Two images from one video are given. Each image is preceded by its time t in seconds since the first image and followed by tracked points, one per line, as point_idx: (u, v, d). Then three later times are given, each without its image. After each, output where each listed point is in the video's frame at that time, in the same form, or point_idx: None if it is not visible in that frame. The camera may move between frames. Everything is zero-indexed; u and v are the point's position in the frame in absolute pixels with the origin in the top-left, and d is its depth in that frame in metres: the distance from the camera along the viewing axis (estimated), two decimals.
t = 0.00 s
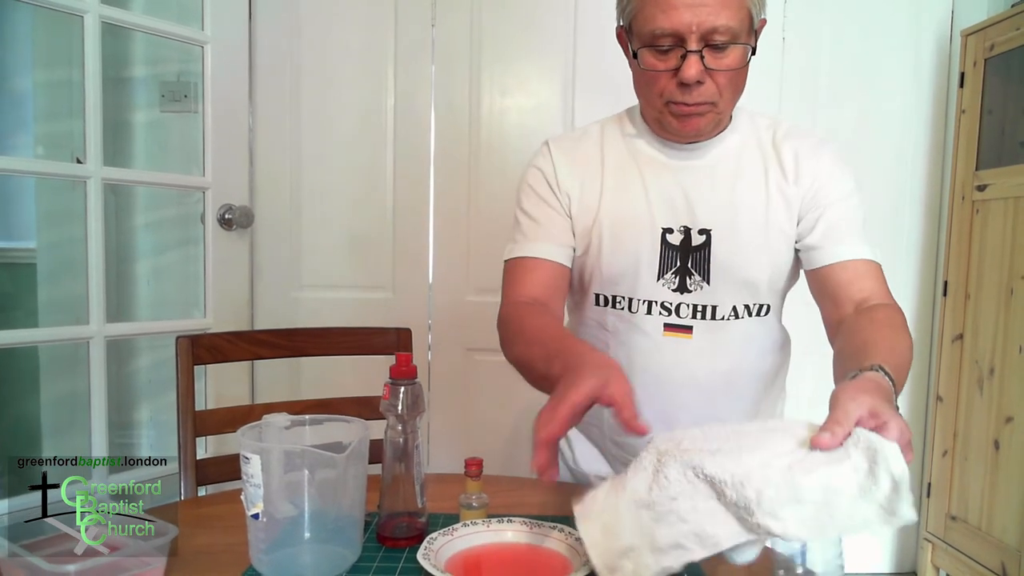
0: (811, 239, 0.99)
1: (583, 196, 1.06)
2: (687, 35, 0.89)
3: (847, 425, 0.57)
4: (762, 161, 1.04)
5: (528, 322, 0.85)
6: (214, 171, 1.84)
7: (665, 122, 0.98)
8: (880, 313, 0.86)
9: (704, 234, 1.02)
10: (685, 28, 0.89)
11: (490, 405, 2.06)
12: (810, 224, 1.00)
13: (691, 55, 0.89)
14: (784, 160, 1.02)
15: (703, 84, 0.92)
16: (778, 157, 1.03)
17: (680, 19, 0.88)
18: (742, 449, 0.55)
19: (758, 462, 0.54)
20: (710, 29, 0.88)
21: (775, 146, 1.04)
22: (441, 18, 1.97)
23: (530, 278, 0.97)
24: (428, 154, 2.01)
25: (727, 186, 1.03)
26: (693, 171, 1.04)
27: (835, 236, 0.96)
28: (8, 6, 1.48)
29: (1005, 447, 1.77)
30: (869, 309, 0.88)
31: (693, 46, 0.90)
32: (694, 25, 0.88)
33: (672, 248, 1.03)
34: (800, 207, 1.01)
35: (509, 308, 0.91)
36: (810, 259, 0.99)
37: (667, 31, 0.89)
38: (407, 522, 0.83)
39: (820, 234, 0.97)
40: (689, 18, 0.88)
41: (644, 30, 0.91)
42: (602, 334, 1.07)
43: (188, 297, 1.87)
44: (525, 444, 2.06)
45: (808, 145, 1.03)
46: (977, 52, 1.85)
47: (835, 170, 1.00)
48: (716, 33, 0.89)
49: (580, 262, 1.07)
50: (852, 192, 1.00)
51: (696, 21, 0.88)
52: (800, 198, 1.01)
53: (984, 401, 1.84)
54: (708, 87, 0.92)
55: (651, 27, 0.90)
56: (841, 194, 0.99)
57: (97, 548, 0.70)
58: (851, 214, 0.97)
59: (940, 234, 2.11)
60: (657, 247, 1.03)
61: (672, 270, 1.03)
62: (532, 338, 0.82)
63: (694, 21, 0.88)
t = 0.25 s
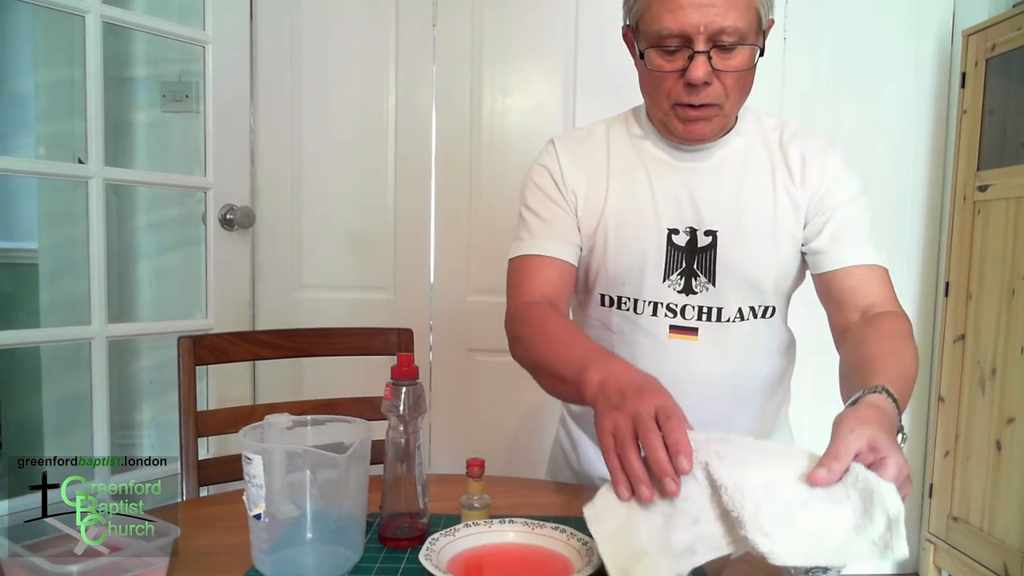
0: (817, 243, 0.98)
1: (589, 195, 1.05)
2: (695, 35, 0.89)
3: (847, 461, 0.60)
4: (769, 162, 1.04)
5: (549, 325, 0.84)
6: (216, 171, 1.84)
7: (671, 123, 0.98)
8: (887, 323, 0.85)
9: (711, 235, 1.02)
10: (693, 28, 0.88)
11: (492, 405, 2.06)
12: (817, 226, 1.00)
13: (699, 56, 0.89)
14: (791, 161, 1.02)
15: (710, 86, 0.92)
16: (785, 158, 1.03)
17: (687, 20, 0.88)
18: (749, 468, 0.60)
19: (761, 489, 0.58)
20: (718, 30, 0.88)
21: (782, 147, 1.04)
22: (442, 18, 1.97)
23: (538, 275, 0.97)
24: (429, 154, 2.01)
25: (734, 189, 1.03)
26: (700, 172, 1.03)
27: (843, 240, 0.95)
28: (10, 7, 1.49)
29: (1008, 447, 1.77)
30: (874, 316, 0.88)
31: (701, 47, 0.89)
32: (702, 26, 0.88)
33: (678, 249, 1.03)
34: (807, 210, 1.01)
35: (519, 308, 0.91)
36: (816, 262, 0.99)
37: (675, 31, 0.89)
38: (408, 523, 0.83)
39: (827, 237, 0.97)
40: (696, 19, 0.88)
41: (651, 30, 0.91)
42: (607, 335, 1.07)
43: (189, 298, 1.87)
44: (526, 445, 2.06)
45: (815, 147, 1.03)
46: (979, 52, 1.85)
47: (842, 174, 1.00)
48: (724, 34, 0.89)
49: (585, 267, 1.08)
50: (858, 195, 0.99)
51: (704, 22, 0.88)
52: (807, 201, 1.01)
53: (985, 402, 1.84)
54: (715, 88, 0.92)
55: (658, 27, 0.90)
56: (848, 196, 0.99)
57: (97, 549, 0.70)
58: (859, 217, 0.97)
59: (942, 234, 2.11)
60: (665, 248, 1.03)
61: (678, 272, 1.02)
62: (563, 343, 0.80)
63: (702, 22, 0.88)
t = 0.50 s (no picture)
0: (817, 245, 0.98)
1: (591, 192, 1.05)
2: (696, 34, 0.89)
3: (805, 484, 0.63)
4: (769, 162, 1.04)
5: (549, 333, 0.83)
6: (216, 171, 1.84)
7: (671, 123, 0.98)
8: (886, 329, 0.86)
9: (711, 234, 1.02)
10: (694, 27, 0.88)
11: (492, 404, 2.06)
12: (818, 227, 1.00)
13: (700, 55, 0.89)
14: (791, 161, 1.02)
15: (711, 85, 0.92)
16: (785, 159, 1.03)
17: (689, 18, 0.88)
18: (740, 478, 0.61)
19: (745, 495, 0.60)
20: (720, 29, 0.88)
21: (783, 147, 1.04)
22: (442, 17, 1.97)
23: (536, 275, 0.97)
24: (429, 153, 2.01)
25: (734, 189, 1.03)
26: (699, 172, 1.03)
27: (843, 241, 0.95)
28: (10, 7, 1.49)
29: (1008, 446, 1.77)
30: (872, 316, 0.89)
31: (702, 46, 0.89)
32: (704, 25, 0.88)
33: (678, 249, 1.02)
34: (808, 211, 1.01)
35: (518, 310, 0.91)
36: (815, 262, 0.99)
37: (676, 29, 0.89)
38: (408, 521, 0.83)
39: (827, 239, 0.97)
40: (698, 17, 0.88)
41: (652, 28, 0.91)
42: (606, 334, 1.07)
43: (189, 298, 1.87)
44: (526, 444, 2.06)
45: (815, 146, 1.03)
46: (979, 51, 1.85)
47: (843, 175, 1.00)
48: (726, 33, 0.89)
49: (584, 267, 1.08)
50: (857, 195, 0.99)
51: (705, 21, 0.88)
52: (807, 203, 1.01)
53: (986, 401, 1.84)
54: (716, 87, 0.92)
55: (659, 26, 0.90)
56: (848, 197, 0.99)
57: (97, 549, 0.70)
58: (858, 219, 0.97)
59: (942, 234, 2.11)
60: (664, 247, 1.03)
61: (678, 271, 1.02)
62: (565, 351, 0.79)
63: (704, 21, 0.88)
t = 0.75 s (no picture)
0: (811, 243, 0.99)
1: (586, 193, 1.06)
2: (686, 29, 0.89)
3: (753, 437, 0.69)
4: (762, 160, 1.04)
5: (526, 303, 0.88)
6: (214, 170, 1.84)
7: (663, 120, 0.98)
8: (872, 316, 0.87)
9: (704, 234, 1.02)
10: (685, 22, 0.89)
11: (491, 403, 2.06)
12: (811, 225, 1.00)
13: (690, 51, 0.90)
14: (782, 158, 1.02)
15: (702, 80, 0.92)
16: (777, 157, 1.03)
17: (679, 14, 0.89)
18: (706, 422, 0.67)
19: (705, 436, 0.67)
20: (710, 24, 0.89)
21: (774, 146, 1.04)
22: (441, 16, 1.97)
23: (525, 269, 0.98)
24: (427, 152, 2.01)
25: (728, 188, 1.03)
26: (691, 171, 1.03)
27: (838, 240, 0.96)
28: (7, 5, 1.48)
29: (1006, 445, 1.77)
30: (868, 312, 0.89)
31: (692, 41, 0.90)
32: (694, 20, 0.89)
33: (671, 248, 1.03)
34: (802, 211, 1.01)
35: (502, 293, 0.94)
36: (810, 261, 0.99)
37: (666, 25, 0.90)
38: (407, 521, 0.83)
39: (821, 237, 0.97)
40: (688, 13, 0.88)
41: (643, 25, 0.92)
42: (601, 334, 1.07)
43: (188, 297, 1.87)
44: (525, 443, 2.06)
45: (807, 143, 1.03)
46: (977, 51, 1.85)
47: (836, 173, 1.01)
48: (716, 28, 0.89)
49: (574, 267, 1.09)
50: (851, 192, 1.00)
51: (695, 16, 0.88)
52: (802, 202, 1.01)
53: (984, 399, 1.84)
54: (707, 83, 0.92)
55: (650, 22, 0.91)
56: (842, 195, 0.99)
57: (98, 548, 0.70)
58: (853, 217, 0.97)
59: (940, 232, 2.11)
60: (655, 245, 1.03)
61: (672, 270, 1.02)
62: (542, 315, 0.84)
63: (693, 16, 0.88)
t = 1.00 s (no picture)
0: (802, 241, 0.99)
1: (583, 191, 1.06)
2: (677, 23, 0.90)
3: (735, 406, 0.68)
4: (757, 159, 1.03)
5: (525, 291, 0.91)
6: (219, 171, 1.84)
7: (657, 115, 0.98)
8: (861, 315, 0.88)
9: (700, 229, 1.02)
10: (676, 17, 0.89)
11: (494, 403, 2.06)
12: (803, 223, 1.00)
13: (682, 44, 0.90)
14: (776, 155, 1.02)
15: (694, 73, 0.92)
16: (772, 155, 1.03)
17: (670, 8, 0.89)
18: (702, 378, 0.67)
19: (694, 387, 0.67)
20: (700, 17, 0.89)
21: (769, 143, 1.04)
22: (445, 17, 1.97)
23: (523, 263, 0.99)
24: (431, 153, 2.01)
25: (722, 187, 1.03)
26: (685, 169, 1.03)
27: (829, 239, 0.96)
28: (13, 7, 1.49)
29: (1012, 445, 1.77)
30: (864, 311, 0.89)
31: (684, 35, 0.90)
32: (684, 14, 0.89)
33: (668, 244, 1.03)
34: (795, 208, 1.01)
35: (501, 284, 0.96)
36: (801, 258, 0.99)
37: (658, 20, 0.90)
38: (413, 521, 0.83)
39: (814, 235, 0.97)
40: (679, 7, 0.89)
41: (635, 21, 0.92)
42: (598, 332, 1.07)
43: (193, 297, 1.87)
44: (529, 443, 2.06)
45: (800, 141, 1.03)
46: (983, 50, 1.85)
47: (831, 171, 1.00)
48: (707, 21, 0.90)
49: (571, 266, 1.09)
50: (845, 191, 0.99)
51: (686, 11, 0.89)
52: (795, 198, 1.01)
53: (990, 399, 1.83)
54: (700, 75, 0.92)
55: (641, 17, 0.91)
56: (835, 193, 0.99)
57: (97, 549, 0.70)
58: (846, 216, 0.97)
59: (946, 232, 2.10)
60: (653, 241, 1.03)
61: (669, 266, 1.03)
62: (542, 296, 0.87)
63: (684, 10, 0.89)
